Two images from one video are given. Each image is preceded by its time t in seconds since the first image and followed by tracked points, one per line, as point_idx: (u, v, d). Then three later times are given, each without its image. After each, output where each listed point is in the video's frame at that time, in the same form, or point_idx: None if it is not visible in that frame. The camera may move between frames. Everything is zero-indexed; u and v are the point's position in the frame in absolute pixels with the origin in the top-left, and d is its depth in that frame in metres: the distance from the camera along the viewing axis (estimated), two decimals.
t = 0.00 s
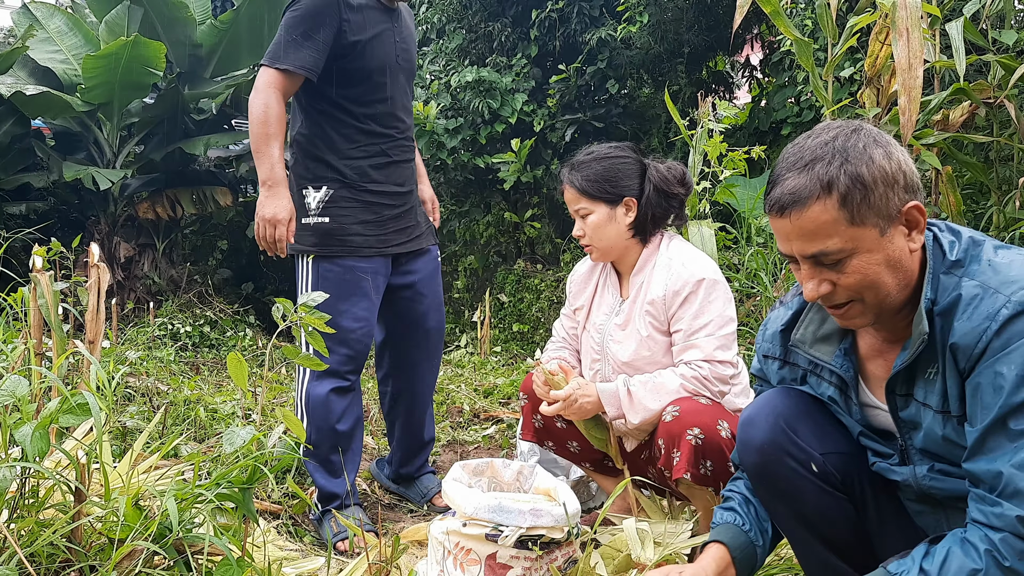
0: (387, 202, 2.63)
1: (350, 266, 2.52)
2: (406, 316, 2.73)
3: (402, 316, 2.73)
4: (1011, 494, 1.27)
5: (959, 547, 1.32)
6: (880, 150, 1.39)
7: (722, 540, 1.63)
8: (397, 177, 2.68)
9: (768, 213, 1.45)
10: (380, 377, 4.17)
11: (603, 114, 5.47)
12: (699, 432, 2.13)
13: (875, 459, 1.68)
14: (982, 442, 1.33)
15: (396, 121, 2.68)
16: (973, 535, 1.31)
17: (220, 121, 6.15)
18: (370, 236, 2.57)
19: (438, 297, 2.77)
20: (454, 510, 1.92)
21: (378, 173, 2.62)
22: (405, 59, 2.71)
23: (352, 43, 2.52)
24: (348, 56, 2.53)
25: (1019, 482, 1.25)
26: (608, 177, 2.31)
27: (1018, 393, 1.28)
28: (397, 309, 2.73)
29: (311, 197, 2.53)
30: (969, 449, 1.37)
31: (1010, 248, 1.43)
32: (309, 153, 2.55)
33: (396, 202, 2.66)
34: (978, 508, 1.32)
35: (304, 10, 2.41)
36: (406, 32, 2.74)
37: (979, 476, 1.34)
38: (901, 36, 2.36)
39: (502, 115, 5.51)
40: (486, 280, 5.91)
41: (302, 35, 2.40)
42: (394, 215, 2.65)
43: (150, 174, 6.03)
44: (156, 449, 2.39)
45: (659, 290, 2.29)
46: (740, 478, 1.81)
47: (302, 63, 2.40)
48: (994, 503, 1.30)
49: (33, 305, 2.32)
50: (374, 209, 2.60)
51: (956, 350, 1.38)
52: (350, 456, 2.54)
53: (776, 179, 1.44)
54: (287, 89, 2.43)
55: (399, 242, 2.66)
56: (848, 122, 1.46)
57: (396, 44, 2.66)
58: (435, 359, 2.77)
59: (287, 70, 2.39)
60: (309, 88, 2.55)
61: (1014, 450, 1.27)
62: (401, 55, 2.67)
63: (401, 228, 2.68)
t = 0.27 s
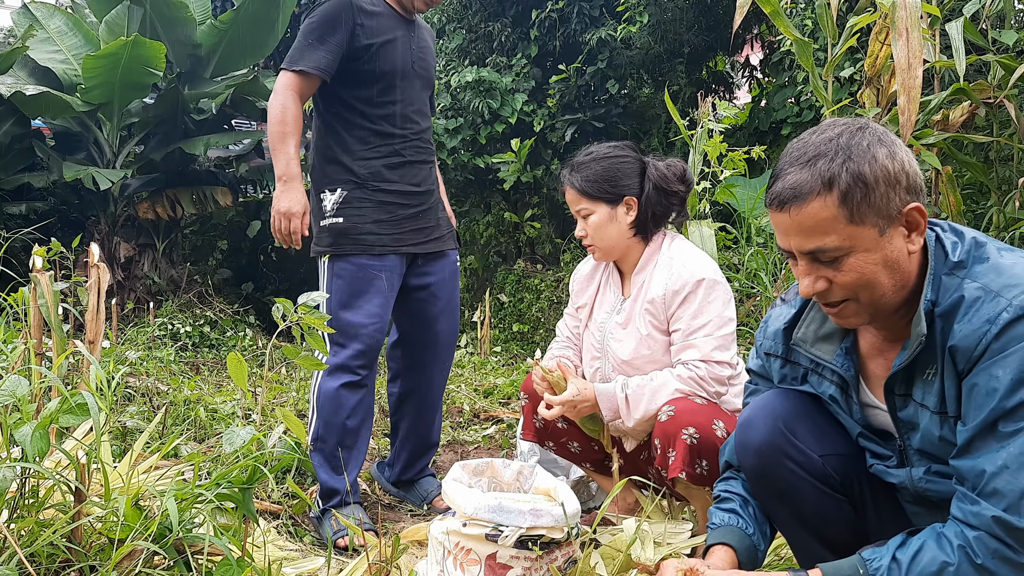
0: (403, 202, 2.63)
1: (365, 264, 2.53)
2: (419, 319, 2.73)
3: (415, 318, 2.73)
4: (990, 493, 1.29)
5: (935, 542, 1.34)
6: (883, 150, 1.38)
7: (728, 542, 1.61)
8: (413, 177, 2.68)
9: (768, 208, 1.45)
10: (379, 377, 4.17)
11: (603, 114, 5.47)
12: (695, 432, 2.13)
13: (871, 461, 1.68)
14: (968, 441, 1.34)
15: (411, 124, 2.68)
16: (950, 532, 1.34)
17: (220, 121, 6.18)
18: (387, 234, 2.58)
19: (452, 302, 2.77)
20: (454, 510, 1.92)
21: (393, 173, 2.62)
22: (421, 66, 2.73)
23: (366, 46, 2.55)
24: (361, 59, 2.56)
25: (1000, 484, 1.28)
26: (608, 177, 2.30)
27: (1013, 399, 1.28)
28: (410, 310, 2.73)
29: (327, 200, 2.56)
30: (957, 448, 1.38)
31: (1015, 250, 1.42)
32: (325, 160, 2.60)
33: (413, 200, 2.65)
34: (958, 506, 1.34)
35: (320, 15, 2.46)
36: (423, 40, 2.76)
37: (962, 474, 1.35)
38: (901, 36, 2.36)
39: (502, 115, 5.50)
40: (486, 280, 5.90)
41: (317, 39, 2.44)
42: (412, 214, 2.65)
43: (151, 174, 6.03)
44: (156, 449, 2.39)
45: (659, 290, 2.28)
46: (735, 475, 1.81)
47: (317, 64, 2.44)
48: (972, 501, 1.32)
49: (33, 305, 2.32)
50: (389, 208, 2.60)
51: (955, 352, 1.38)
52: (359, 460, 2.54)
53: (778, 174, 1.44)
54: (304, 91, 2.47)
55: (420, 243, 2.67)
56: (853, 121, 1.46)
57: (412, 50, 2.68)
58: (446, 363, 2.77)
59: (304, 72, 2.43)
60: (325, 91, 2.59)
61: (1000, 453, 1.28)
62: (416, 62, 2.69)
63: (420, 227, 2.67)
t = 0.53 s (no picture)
0: (411, 195, 2.62)
1: (376, 254, 2.52)
2: (424, 319, 2.74)
3: (419, 321, 2.75)
4: (981, 493, 1.29)
5: (921, 540, 1.34)
6: (875, 156, 1.37)
7: (727, 541, 1.61)
8: (422, 173, 2.68)
9: (762, 215, 1.45)
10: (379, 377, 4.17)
11: (603, 114, 5.41)
12: (693, 433, 2.13)
13: (872, 462, 1.67)
14: (962, 441, 1.34)
15: (421, 122, 2.69)
16: (936, 530, 1.34)
17: (220, 121, 6.19)
18: (396, 226, 2.57)
19: (457, 305, 2.77)
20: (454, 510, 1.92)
21: (399, 168, 2.62)
22: (431, 66, 2.74)
23: (374, 45, 2.57)
24: (368, 57, 2.58)
25: (991, 484, 1.28)
26: (607, 174, 2.30)
27: (1010, 399, 1.28)
28: (415, 313, 2.74)
29: (337, 193, 2.58)
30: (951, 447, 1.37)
31: (1015, 254, 1.42)
32: (337, 156, 2.61)
33: (422, 195, 2.65)
34: (946, 504, 1.34)
35: (328, 16, 2.50)
36: (433, 41, 2.78)
37: (954, 473, 1.36)
38: (900, 35, 2.36)
39: (502, 115, 5.50)
40: (486, 280, 5.90)
41: (324, 38, 2.48)
42: (421, 208, 2.64)
43: (150, 174, 6.02)
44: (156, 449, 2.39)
45: (660, 284, 2.27)
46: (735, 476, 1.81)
47: (324, 62, 2.46)
48: (960, 500, 1.32)
49: (33, 305, 2.32)
50: (397, 201, 2.59)
51: (955, 355, 1.38)
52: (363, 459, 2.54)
53: (770, 180, 1.44)
54: (314, 90, 2.50)
55: (430, 239, 2.66)
56: (847, 126, 1.45)
57: (421, 50, 2.69)
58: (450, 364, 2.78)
59: (312, 70, 2.46)
60: (336, 91, 2.62)
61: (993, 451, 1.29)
62: (426, 62, 2.70)
63: (428, 221, 2.67)
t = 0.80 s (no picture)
0: (415, 192, 2.64)
1: (378, 253, 2.54)
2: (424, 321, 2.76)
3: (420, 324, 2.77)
4: (975, 511, 1.32)
5: (915, 552, 1.37)
6: (860, 161, 1.37)
7: (719, 543, 1.59)
8: (426, 169, 2.69)
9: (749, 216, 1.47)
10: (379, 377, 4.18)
11: (603, 115, 5.52)
12: (688, 436, 2.14)
13: (870, 461, 1.70)
14: (956, 455, 1.36)
15: (421, 117, 2.70)
16: (929, 541, 1.36)
17: (221, 122, 6.20)
18: (400, 221, 2.58)
19: (458, 307, 2.79)
20: (454, 509, 1.94)
21: (403, 163, 2.63)
22: (428, 61, 2.76)
23: (372, 41, 2.58)
24: (366, 55, 2.59)
25: (985, 501, 1.31)
26: (605, 172, 2.30)
27: (1003, 418, 1.31)
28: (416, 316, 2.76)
29: (343, 192, 2.59)
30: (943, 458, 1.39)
31: (1003, 264, 1.43)
32: (343, 153, 2.63)
33: (425, 191, 2.67)
34: (939, 515, 1.37)
35: (326, 14, 2.49)
36: (428, 37, 2.79)
37: (945, 485, 1.37)
38: (898, 37, 2.38)
39: (502, 116, 5.52)
40: (486, 280, 5.91)
41: (323, 37, 2.48)
42: (425, 203, 2.66)
43: (152, 175, 6.04)
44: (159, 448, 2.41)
45: (658, 281, 2.29)
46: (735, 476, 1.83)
47: (326, 61, 2.46)
48: (953, 514, 1.34)
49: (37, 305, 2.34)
50: (401, 199, 2.61)
51: (947, 366, 1.39)
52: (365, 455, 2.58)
53: (759, 183, 1.46)
54: (317, 90, 2.50)
55: (433, 236, 2.68)
56: (836, 130, 1.45)
57: (418, 45, 2.71)
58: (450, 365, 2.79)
59: (314, 69, 2.46)
60: (335, 90, 2.63)
61: (987, 469, 1.31)
62: (423, 57, 2.72)
63: (432, 218, 2.68)
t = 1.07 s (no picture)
0: (410, 189, 2.62)
1: (378, 253, 2.53)
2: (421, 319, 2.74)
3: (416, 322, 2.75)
4: (966, 507, 1.30)
5: (903, 545, 1.34)
6: (859, 161, 1.37)
7: (716, 533, 1.63)
8: (421, 164, 2.68)
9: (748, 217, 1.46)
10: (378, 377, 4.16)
11: (603, 114, 5.48)
12: (696, 438, 2.12)
13: (870, 463, 1.68)
14: (950, 452, 1.34)
15: (416, 111, 2.68)
16: (918, 535, 1.34)
17: (220, 121, 6.17)
18: (395, 219, 2.57)
19: (456, 305, 2.77)
20: (454, 510, 1.92)
21: (399, 159, 2.62)
22: (420, 52, 2.73)
23: (362, 36, 2.56)
24: (358, 49, 2.57)
25: (976, 498, 1.29)
26: (603, 171, 2.29)
27: (999, 416, 1.29)
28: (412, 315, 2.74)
29: (338, 189, 2.57)
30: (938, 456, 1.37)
31: (1002, 265, 1.42)
32: (335, 147, 2.60)
33: (420, 186, 2.65)
34: (930, 511, 1.34)
35: (313, 11, 2.47)
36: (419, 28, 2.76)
37: (938, 482, 1.35)
38: (900, 35, 2.36)
39: (502, 115, 5.50)
40: (486, 280, 5.90)
41: (312, 33, 2.46)
42: (421, 199, 2.65)
43: (150, 174, 6.02)
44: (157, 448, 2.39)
45: (660, 281, 2.28)
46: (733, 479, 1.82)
47: (315, 58, 2.45)
48: (944, 510, 1.32)
49: (33, 305, 2.32)
50: (397, 196, 2.59)
51: (945, 366, 1.37)
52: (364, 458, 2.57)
53: (757, 183, 1.44)
54: (307, 87, 2.48)
55: (428, 231, 2.66)
56: (835, 131, 1.44)
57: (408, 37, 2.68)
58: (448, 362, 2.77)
59: (303, 67, 2.45)
60: (327, 86, 2.61)
61: (981, 466, 1.30)
62: (414, 50, 2.69)
63: (428, 215, 2.67)
